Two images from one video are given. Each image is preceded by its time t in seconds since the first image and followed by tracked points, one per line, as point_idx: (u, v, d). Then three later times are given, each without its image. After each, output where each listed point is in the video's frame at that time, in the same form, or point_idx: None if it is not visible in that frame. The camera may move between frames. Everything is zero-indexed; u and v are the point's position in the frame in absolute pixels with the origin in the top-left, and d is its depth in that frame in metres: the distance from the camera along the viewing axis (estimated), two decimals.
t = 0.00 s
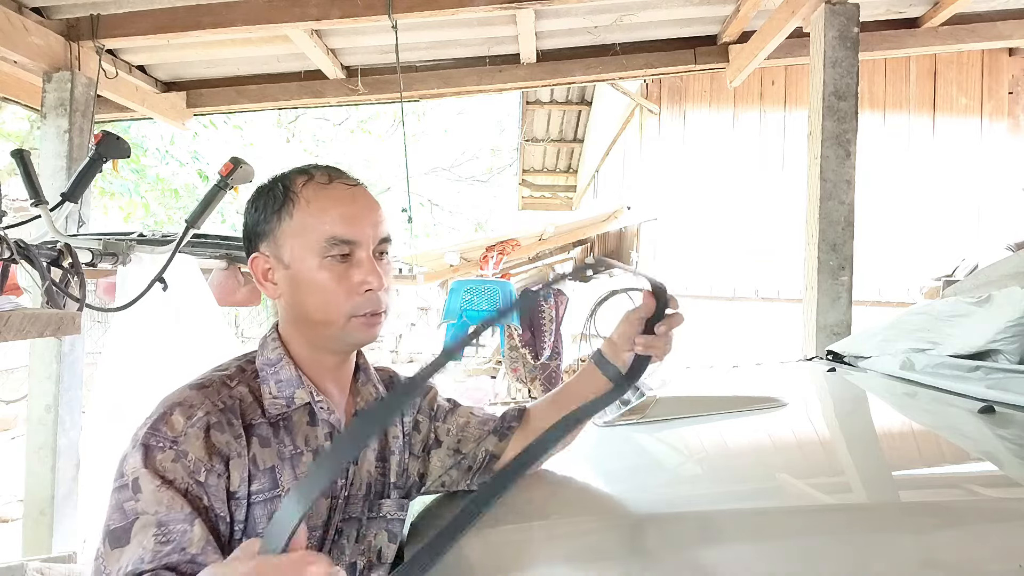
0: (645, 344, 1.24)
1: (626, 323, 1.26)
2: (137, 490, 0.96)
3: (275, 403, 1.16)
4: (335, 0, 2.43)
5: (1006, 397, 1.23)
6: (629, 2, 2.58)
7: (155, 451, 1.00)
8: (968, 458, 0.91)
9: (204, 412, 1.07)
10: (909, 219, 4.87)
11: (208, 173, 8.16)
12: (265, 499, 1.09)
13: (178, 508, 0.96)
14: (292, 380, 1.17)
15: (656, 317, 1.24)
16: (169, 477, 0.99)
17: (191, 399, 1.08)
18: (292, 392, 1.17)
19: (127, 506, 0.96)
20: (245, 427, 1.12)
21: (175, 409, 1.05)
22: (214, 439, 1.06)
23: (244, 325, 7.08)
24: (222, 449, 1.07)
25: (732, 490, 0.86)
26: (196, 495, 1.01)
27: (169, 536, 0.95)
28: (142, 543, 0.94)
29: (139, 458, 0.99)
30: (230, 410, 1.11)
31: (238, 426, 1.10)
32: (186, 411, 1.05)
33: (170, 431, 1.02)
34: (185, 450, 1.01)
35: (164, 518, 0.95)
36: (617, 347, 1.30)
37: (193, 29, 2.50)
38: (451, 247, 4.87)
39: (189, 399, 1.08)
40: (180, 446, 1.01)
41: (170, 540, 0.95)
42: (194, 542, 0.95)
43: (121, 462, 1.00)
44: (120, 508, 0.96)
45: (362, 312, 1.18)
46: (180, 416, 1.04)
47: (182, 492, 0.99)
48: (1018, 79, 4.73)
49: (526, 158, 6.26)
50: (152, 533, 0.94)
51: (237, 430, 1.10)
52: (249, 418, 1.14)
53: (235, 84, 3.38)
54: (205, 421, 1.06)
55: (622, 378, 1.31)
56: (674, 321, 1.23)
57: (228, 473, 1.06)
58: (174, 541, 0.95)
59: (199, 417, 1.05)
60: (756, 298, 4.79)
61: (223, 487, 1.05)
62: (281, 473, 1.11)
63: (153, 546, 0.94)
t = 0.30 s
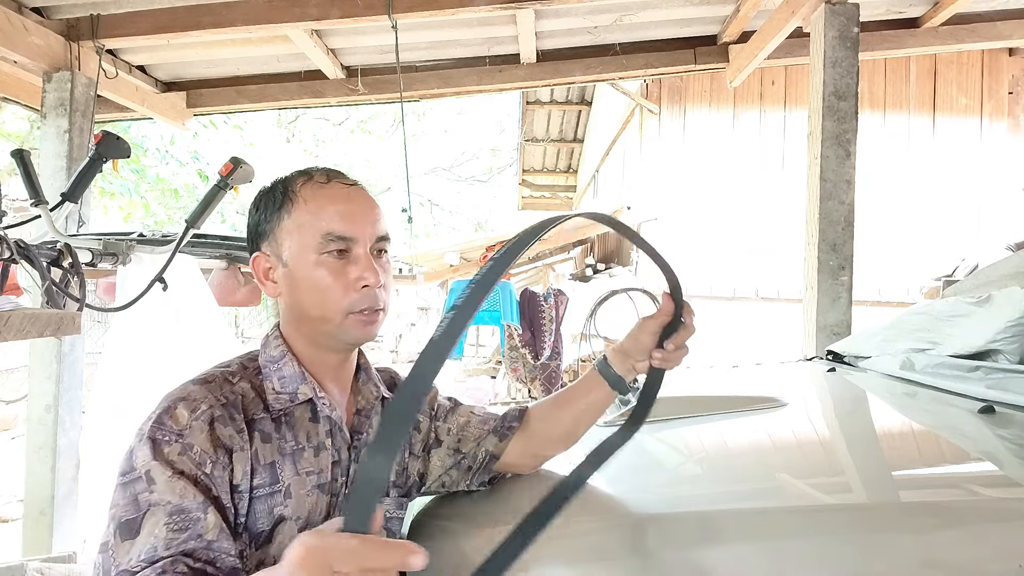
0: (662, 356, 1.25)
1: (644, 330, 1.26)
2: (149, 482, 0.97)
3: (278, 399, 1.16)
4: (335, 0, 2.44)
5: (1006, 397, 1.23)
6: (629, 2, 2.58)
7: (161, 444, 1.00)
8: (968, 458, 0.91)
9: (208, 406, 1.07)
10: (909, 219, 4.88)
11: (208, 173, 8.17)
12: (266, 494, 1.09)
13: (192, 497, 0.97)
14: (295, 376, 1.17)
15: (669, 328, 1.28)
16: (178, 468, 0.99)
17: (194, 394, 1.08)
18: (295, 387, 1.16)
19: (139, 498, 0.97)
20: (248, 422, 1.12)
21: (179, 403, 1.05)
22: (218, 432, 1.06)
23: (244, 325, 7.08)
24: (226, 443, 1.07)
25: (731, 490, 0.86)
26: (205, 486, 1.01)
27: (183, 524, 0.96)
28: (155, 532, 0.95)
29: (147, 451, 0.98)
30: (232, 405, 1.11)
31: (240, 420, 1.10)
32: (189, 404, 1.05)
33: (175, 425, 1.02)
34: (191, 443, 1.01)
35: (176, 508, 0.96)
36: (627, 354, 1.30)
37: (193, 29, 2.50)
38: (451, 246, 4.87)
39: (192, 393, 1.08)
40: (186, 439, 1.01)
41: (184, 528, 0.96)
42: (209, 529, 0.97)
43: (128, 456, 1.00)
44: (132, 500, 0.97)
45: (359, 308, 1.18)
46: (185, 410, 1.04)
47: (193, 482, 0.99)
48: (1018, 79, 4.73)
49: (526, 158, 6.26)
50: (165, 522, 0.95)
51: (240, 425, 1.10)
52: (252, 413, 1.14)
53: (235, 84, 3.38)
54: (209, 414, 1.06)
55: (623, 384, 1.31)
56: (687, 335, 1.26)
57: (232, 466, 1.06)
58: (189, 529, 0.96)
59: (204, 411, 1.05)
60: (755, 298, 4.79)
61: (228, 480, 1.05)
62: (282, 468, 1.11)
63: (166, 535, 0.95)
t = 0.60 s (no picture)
0: (653, 365, 1.18)
1: (638, 335, 1.21)
2: (165, 477, 0.97)
3: (279, 396, 1.16)
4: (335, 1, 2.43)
5: (1006, 397, 1.23)
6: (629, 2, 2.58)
7: (169, 441, 1.00)
8: (968, 458, 0.91)
9: (211, 404, 1.07)
10: (909, 219, 4.87)
11: (208, 173, 8.17)
12: (269, 491, 1.09)
13: (208, 490, 0.97)
14: (295, 374, 1.17)
15: (665, 336, 1.20)
16: (188, 464, 0.99)
17: (197, 392, 1.08)
18: (295, 385, 1.16)
19: (153, 495, 0.96)
20: (250, 420, 1.12)
21: (182, 402, 1.05)
22: (222, 429, 1.06)
23: (244, 325, 7.08)
24: (231, 439, 1.07)
25: (732, 490, 0.86)
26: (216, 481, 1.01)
27: (199, 517, 0.96)
28: (170, 526, 0.95)
29: (157, 449, 0.99)
30: (234, 404, 1.12)
31: (243, 418, 1.10)
32: (194, 403, 1.06)
33: (181, 423, 1.02)
34: (197, 439, 1.01)
35: (191, 501, 0.96)
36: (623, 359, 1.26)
37: (193, 29, 2.50)
38: (450, 246, 4.87)
39: (195, 392, 1.08)
40: (193, 436, 1.01)
41: (202, 520, 0.96)
42: (228, 521, 0.97)
43: (136, 455, 1.00)
44: (146, 496, 0.97)
45: (359, 304, 1.18)
46: (189, 408, 1.05)
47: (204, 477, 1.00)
48: (1018, 79, 4.73)
49: (526, 158, 6.26)
50: (180, 516, 0.95)
51: (242, 423, 1.10)
52: (253, 411, 1.14)
53: (235, 84, 3.38)
54: (213, 411, 1.06)
55: (620, 388, 1.27)
56: (684, 344, 1.19)
57: (237, 463, 1.06)
58: (208, 520, 0.96)
59: (208, 408, 1.06)
60: (755, 298, 4.79)
61: (234, 477, 1.05)
62: (283, 465, 1.11)
63: (183, 528, 0.95)
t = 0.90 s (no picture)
0: (654, 343, 1.26)
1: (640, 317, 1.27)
2: (157, 476, 0.97)
3: (279, 396, 1.16)
4: (335, 1, 2.43)
5: (1006, 397, 1.23)
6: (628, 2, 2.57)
7: (165, 440, 1.00)
8: (968, 458, 0.91)
9: (210, 402, 1.07)
10: (909, 219, 4.87)
11: (208, 173, 8.17)
12: (269, 491, 1.09)
13: (200, 490, 0.97)
14: (296, 375, 1.17)
15: (667, 315, 1.28)
16: (184, 463, 0.99)
17: (197, 391, 1.08)
18: (296, 386, 1.16)
19: (146, 493, 0.97)
20: (249, 420, 1.12)
21: (181, 400, 1.05)
22: (220, 428, 1.06)
23: (244, 325, 7.08)
24: (230, 439, 1.07)
25: (731, 490, 0.86)
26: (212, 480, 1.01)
27: (190, 517, 0.96)
28: (162, 524, 0.95)
29: (152, 447, 0.98)
30: (234, 403, 1.12)
31: (242, 418, 1.10)
32: (192, 401, 1.05)
33: (179, 421, 1.02)
34: (195, 438, 1.01)
35: (183, 500, 0.96)
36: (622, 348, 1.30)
37: (193, 29, 2.50)
38: (450, 246, 4.87)
39: (194, 390, 1.08)
40: (190, 435, 1.01)
41: (192, 520, 0.96)
42: (218, 521, 0.97)
43: (132, 452, 0.99)
44: (139, 495, 0.97)
45: (375, 304, 1.19)
46: (187, 406, 1.04)
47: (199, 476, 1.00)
48: (1018, 79, 4.73)
49: (526, 158, 6.25)
50: (172, 515, 0.95)
51: (242, 422, 1.10)
52: (253, 411, 1.14)
53: (235, 84, 3.38)
54: (212, 410, 1.06)
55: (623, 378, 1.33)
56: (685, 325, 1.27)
57: (235, 462, 1.06)
58: (196, 520, 0.96)
59: (206, 407, 1.05)
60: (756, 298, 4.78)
61: (231, 476, 1.05)
62: (283, 465, 1.11)
63: (174, 527, 0.95)
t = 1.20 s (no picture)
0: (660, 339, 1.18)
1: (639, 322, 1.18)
2: (144, 484, 0.96)
3: (279, 398, 1.16)
4: (335, 1, 2.43)
5: (1006, 397, 1.23)
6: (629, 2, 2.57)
7: (158, 446, 1.00)
8: (968, 458, 0.91)
9: (207, 407, 1.07)
10: (910, 219, 4.87)
11: (208, 173, 8.17)
12: (267, 493, 1.09)
13: (185, 501, 0.97)
14: (296, 376, 1.17)
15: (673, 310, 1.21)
16: (174, 470, 0.99)
17: (195, 394, 1.08)
18: (296, 387, 1.16)
19: (133, 500, 0.97)
20: (248, 422, 1.12)
21: (179, 404, 1.05)
22: (217, 432, 1.06)
23: (244, 325, 7.08)
24: (226, 442, 1.07)
25: (731, 490, 0.86)
26: (201, 488, 1.01)
27: (175, 528, 0.96)
28: (147, 535, 0.95)
29: (143, 453, 0.98)
30: (233, 405, 1.11)
31: (240, 420, 1.10)
32: (189, 406, 1.05)
33: (174, 426, 1.02)
34: (190, 444, 1.01)
35: (168, 511, 0.96)
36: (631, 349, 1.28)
37: (193, 29, 2.50)
38: (450, 246, 4.87)
39: (193, 394, 1.08)
40: (184, 441, 1.01)
41: (176, 532, 0.96)
42: (200, 535, 0.97)
43: (125, 457, 1.00)
44: (127, 502, 0.97)
45: (387, 301, 1.20)
46: (184, 411, 1.04)
47: (189, 484, 0.99)
48: (1018, 79, 4.73)
49: (526, 158, 6.25)
50: (158, 525, 0.95)
51: (240, 424, 1.10)
52: (252, 414, 1.14)
53: (235, 84, 3.38)
54: (208, 415, 1.06)
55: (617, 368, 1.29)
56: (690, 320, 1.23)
57: (231, 466, 1.06)
58: (180, 533, 0.96)
59: (203, 411, 1.05)
60: (756, 298, 4.78)
61: (228, 480, 1.05)
62: (283, 467, 1.11)
63: (158, 538, 0.95)
